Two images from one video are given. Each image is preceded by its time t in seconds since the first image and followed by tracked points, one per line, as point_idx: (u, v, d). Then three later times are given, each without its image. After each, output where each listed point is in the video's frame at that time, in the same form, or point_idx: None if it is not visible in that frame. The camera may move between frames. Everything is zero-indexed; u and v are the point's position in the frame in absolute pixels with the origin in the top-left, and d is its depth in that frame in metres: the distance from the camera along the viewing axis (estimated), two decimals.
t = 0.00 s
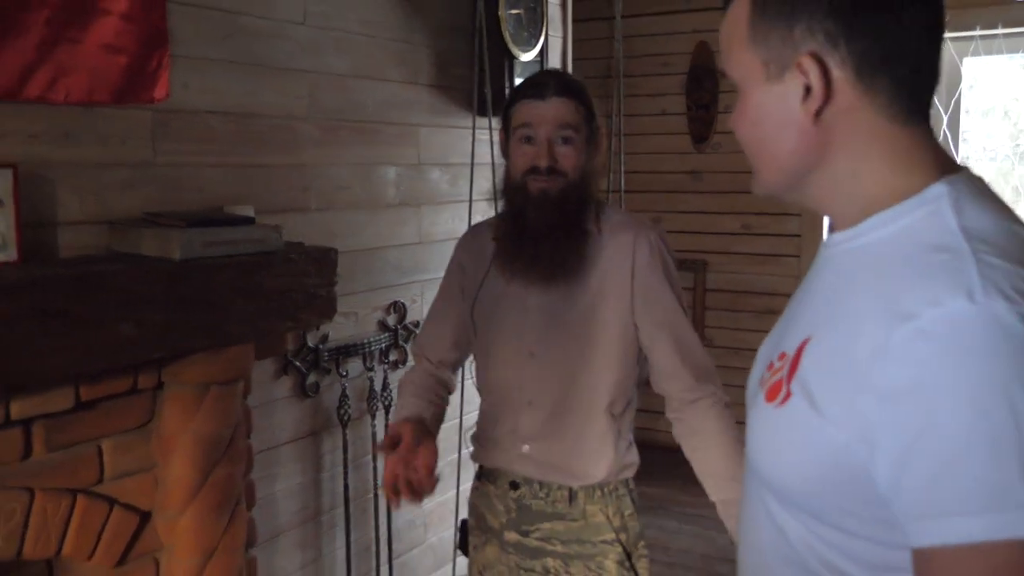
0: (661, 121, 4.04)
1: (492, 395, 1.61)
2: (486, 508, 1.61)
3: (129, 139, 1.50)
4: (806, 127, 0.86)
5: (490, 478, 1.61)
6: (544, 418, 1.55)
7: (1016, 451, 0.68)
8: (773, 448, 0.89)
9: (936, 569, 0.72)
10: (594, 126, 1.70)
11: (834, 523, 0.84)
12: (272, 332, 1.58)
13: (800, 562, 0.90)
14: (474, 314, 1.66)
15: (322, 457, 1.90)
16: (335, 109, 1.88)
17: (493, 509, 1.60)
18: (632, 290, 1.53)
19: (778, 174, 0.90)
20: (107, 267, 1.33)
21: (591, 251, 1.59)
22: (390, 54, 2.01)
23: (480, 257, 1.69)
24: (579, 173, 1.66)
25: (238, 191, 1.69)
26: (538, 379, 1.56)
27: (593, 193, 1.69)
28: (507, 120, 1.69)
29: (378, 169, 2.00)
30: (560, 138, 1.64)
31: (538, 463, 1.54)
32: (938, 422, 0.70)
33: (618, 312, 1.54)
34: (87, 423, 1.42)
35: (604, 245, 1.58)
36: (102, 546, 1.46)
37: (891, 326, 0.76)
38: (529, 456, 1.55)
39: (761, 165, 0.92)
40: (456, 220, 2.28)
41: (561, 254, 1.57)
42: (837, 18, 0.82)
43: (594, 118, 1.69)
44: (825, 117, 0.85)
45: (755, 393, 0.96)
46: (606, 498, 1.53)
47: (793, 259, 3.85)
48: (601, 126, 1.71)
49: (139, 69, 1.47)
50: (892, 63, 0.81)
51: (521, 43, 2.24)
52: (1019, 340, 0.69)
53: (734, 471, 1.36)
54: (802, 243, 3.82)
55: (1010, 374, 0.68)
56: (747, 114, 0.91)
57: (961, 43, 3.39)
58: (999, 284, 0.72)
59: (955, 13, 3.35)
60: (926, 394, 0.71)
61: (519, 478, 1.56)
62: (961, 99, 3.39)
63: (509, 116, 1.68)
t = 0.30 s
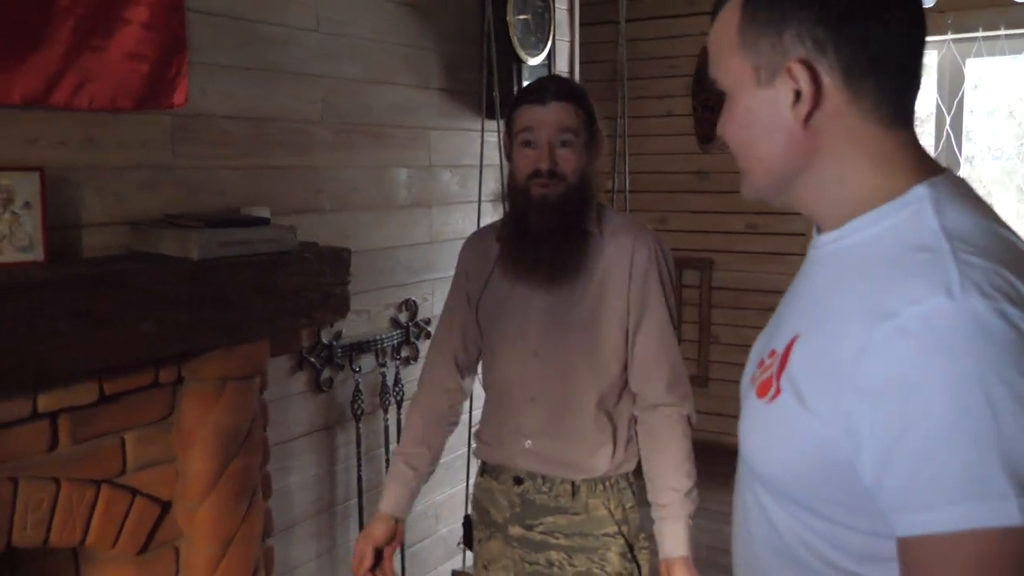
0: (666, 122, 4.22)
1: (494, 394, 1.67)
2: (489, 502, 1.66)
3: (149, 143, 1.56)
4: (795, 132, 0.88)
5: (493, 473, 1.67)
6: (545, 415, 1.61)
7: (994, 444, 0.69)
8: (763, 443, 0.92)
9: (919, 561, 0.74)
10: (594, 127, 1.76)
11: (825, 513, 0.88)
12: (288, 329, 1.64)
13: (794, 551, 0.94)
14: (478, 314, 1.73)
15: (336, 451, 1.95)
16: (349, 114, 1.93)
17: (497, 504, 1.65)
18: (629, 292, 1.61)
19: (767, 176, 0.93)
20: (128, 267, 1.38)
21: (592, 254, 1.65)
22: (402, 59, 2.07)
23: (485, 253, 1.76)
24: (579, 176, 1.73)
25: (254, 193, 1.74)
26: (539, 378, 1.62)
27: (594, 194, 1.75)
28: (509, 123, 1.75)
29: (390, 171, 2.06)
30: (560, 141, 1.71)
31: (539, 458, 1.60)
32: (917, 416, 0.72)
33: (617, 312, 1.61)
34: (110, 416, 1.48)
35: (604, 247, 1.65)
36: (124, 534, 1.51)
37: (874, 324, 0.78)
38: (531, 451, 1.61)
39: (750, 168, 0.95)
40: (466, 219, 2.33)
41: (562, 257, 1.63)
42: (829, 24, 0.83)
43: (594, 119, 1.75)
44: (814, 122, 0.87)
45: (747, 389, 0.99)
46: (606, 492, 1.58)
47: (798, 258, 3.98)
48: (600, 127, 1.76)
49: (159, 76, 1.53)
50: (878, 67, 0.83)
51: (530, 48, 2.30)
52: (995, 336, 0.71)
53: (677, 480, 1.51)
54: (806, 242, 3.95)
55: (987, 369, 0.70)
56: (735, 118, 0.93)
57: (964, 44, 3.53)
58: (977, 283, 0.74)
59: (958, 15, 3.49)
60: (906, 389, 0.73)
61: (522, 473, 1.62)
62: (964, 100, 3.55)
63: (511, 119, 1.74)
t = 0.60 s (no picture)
0: (675, 129, 4.32)
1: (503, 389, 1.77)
2: (497, 490, 1.76)
3: (181, 150, 1.65)
4: (792, 137, 0.92)
5: (503, 464, 1.76)
6: (547, 410, 1.70)
7: (973, 431, 0.73)
8: (758, 433, 0.98)
9: (904, 543, 0.78)
10: (595, 135, 1.83)
11: (815, 499, 0.93)
12: (311, 328, 1.72)
13: (787, 534, 0.99)
14: (490, 315, 1.82)
15: (357, 443, 2.03)
16: (370, 123, 2.02)
17: (505, 492, 1.74)
18: (626, 294, 1.68)
19: (763, 180, 0.97)
20: (162, 268, 1.47)
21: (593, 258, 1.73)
22: (421, 70, 2.16)
23: (487, 254, 1.87)
24: (578, 181, 1.80)
25: (280, 198, 1.83)
26: (542, 375, 1.71)
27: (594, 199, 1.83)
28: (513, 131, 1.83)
29: (409, 176, 2.14)
30: (558, 148, 1.78)
31: (541, 450, 1.69)
32: (901, 406, 0.76)
33: (616, 315, 1.68)
34: (144, 408, 1.57)
35: (602, 253, 1.72)
36: (158, 520, 1.60)
37: (861, 319, 0.83)
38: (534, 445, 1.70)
39: (745, 173, 0.99)
40: (481, 223, 2.41)
41: (561, 260, 1.72)
42: (825, 36, 0.88)
43: (594, 127, 1.82)
44: (812, 128, 0.91)
45: (744, 383, 1.05)
46: (606, 484, 1.67)
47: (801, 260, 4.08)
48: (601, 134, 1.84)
49: (191, 88, 1.62)
50: (872, 78, 0.88)
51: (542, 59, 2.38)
52: (975, 329, 0.74)
53: (694, 478, 1.56)
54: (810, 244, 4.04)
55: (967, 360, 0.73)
56: (732, 124, 0.97)
57: (963, 53, 3.78)
58: (958, 279, 0.78)
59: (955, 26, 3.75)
60: (890, 380, 0.77)
61: (527, 463, 1.71)
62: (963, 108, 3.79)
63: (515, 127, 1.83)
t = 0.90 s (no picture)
0: (680, 135, 4.36)
1: (511, 388, 1.83)
2: (507, 483, 1.81)
3: (201, 156, 1.70)
4: (792, 140, 0.96)
5: (512, 458, 1.82)
6: (551, 408, 1.75)
7: (956, 422, 0.77)
8: (753, 425, 1.02)
9: (891, 529, 0.82)
10: (596, 142, 1.89)
11: (807, 489, 0.97)
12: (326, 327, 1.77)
13: (780, 524, 1.04)
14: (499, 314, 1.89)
15: (370, 439, 2.08)
16: (383, 128, 2.08)
17: (514, 485, 1.80)
18: (625, 296, 1.72)
19: (762, 184, 1.01)
20: (183, 270, 1.52)
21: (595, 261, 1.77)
22: (432, 78, 2.21)
23: (497, 259, 1.94)
24: (580, 186, 1.85)
25: (296, 201, 1.88)
26: (546, 375, 1.77)
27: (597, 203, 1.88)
28: (517, 138, 1.89)
29: (421, 180, 2.20)
30: (560, 156, 1.84)
31: (547, 446, 1.75)
32: (888, 398, 0.80)
33: (614, 317, 1.72)
34: (164, 405, 1.62)
35: (603, 256, 1.77)
36: (177, 514, 1.65)
37: (850, 315, 0.87)
38: (539, 441, 1.75)
39: (744, 177, 1.02)
40: (491, 225, 2.47)
41: (562, 262, 1.78)
42: (820, 43, 0.92)
43: (595, 133, 1.87)
44: (811, 133, 0.95)
45: (738, 377, 1.10)
46: (611, 478, 1.71)
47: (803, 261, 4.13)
48: (602, 141, 1.89)
49: (210, 95, 1.67)
50: (867, 85, 0.93)
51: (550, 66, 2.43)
52: (957, 324, 0.79)
53: (659, 483, 1.60)
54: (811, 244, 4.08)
55: (950, 355, 0.77)
56: (731, 129, 1.01)
57: (959, 59, 3.89)
58: (941, 279, 0.82)
59: (952, 32, 3.86)
60: (878, 374, 0.81)
61: (535, 458, 1.77)
62: (958, 113, 3.92)
63: (519, 135, 1.88)
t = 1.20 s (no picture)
0: (682, 138, 4.39)
1: (515, 383, 1.87)
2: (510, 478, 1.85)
3: (211, 156, 1.74)
4: (791, 141, 0.98)
5: (516, 452, 1.86)
6: (553, 404, 1.79)
7: (939, 413, 0.80)
8: (744, 419, 1.05)
9: (876, 516, 0.85)
10: (608, 141, 1.92)
11: (796, 479, 1.01)
12: (333, 324, 1.81)
13: (769, 514, 1.07)
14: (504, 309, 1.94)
15: (376, 435, 2.12)
16: (389, 130, 2.12)
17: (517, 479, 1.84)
18: (626, 294, 1.76)
19: (759, 184, 1.03)
20: (194, 268, 1.55)
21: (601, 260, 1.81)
22: (437, 81, 2.25)
23: (510, 257, 1.98)
24: (592, 186, 1.89)
25: (304, 200, 1.92)
26: (548, 372, 1.80)
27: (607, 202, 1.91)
28: (529, 138, 1.92)
29: (425, 181, 2.24)
30: (575, 155, 1.88)
31: (549, 440, 1.79)
32: (875, 391, 0.83)
33: (615, 314, 1.77)
34: (175, 401, 1.66)
35: (608, 257, 1.81)
36: (187, 507, 1.69)
37: (837, 311, 0.90)
38: (541, 435, 1.80)
39: (739, 178, 1.04)
40: (494, 226, 2.51)
41: (575, 262, 1.81)
42: (816, 44, 0.95)
43: (606, 134, 1.91)
44: (809, 133, 0.98)
45: (729, 371, 1.13)
46: (610, 474, 1.74)
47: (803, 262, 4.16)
48: (613, 140, 1.92)
49: (220, 98, 1.71)
50: (859, 88, 0.97)
51: (553, 70, 2.47)
52: (940, 319, 0.82)
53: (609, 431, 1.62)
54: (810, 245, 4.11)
55: (933, 348, 0.81)
56: (727, 130, 1.03)
57: (955, 63, 3.93)
58: (924, 275, 0.85)
59: (949, 36, 3.86)
60: (865, 367, 0.84)
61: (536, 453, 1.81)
62: (956, 115, 3.98)
63: (530, 135, 1.92)
